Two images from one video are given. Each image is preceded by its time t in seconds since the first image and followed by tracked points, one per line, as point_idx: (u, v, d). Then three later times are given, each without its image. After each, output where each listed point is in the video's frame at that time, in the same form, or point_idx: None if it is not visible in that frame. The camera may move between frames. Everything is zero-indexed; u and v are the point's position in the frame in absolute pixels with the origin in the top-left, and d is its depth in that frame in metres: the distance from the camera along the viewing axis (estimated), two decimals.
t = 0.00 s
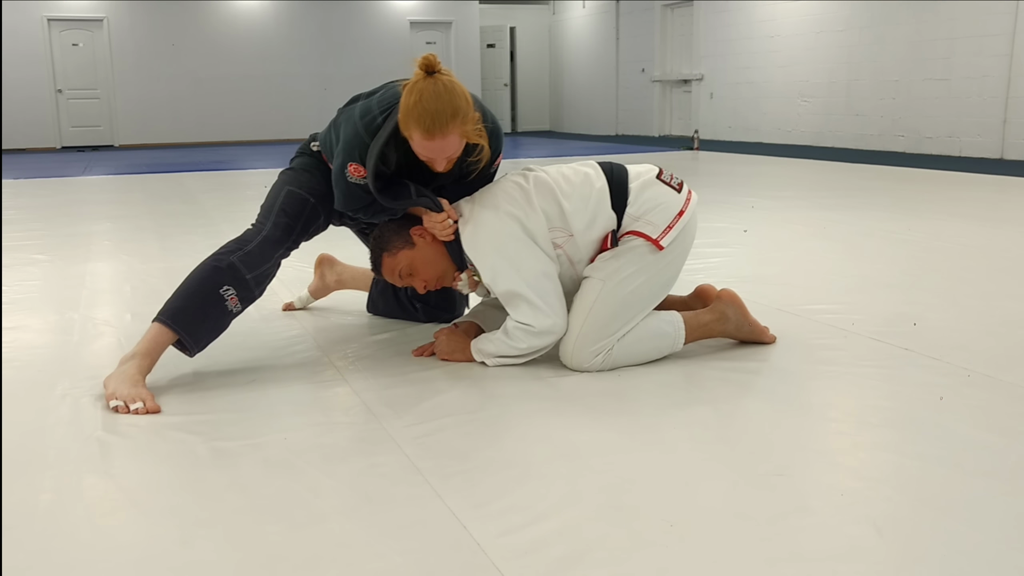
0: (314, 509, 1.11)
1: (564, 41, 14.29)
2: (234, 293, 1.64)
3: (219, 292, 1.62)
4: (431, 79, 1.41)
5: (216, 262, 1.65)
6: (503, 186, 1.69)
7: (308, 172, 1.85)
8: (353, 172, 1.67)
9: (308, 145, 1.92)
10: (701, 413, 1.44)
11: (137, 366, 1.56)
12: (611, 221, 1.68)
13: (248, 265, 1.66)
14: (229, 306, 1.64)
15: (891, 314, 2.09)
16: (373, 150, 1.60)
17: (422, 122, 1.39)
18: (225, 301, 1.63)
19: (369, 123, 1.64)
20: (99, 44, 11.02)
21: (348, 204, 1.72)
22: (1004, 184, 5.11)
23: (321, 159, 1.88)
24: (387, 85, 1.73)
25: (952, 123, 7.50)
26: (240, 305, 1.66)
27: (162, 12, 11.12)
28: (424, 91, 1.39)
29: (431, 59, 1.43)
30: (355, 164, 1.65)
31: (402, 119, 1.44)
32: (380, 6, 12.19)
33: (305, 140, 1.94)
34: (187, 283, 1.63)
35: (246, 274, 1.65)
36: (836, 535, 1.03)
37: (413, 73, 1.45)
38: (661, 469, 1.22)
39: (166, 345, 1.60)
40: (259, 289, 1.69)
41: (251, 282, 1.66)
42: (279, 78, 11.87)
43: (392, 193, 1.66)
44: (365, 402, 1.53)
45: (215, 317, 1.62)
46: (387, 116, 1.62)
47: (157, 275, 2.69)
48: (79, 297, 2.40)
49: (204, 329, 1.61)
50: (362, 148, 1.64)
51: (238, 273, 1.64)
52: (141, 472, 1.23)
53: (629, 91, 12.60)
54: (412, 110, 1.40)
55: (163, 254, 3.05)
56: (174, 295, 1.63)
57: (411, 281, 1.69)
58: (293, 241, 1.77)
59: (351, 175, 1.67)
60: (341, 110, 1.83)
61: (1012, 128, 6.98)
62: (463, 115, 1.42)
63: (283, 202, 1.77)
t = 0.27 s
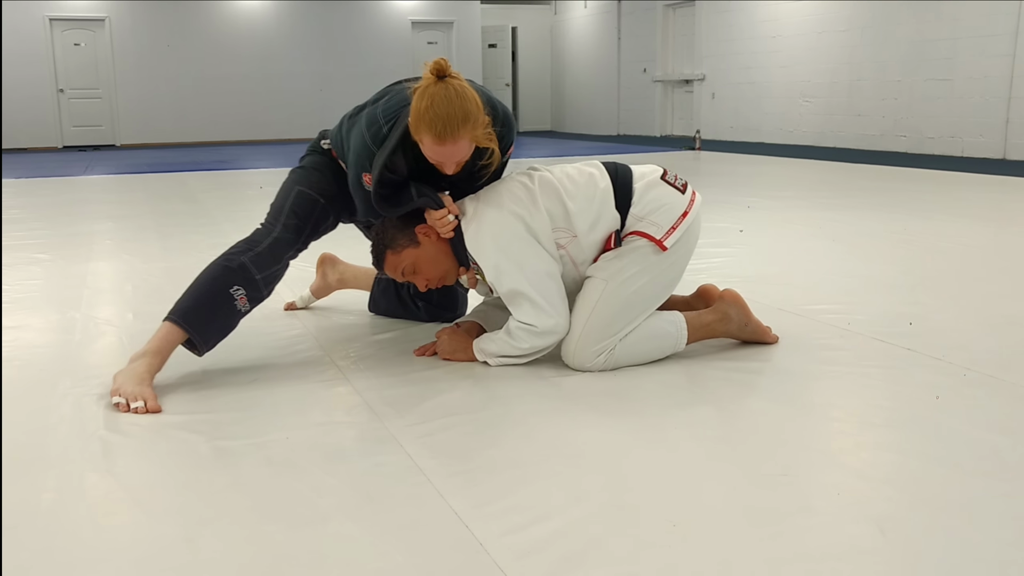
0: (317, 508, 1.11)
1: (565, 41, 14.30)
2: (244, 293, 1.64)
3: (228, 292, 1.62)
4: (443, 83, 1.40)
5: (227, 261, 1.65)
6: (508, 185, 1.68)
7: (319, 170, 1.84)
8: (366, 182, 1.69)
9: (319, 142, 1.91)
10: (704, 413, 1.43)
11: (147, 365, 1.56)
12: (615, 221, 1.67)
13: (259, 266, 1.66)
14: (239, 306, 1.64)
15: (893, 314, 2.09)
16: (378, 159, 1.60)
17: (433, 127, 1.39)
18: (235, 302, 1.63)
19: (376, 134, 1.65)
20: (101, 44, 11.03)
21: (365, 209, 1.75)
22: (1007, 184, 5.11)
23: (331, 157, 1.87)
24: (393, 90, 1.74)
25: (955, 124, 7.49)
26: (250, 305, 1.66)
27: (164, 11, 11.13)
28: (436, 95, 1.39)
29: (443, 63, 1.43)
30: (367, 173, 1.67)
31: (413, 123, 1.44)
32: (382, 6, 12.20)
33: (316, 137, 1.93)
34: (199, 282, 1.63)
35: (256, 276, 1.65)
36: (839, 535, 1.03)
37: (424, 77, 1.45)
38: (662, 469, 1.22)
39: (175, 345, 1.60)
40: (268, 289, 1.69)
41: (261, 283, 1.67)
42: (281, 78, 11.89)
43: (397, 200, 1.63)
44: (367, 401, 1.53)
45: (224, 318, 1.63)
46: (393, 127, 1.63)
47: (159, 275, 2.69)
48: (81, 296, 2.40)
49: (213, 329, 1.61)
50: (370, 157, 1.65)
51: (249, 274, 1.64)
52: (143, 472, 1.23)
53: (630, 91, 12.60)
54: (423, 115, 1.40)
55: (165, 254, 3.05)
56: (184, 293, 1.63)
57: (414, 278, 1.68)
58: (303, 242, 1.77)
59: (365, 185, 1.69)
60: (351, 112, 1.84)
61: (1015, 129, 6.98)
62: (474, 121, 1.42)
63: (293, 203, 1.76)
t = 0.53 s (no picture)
0: (319, 508, 1.11)
1: (566, 41, 14.29)
2: (253, 293, 1.64)
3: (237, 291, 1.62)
4: (442, 95, 1.40)
5: (235, 262, 1.65)
6: (517, 181, 1.68)
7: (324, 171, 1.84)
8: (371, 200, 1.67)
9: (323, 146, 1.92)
10: (706, 413, 1.43)
11: (154, 364, 1.56)
12: (622, 222, 1.68)
13: (267, 265, 1.66)
14: (248, 306, 1.65)
15: (894, 314, 2.09)
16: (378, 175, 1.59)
17: (436, 141, 1.39)
18: (245, 301, 1.63)
19: (375, 151, 1.63)
20: (103, 44, 11.04)
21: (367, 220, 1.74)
22: (1009, 184, 5.11)
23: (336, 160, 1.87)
24: (393, 103, 1.72)
25: (957, 123, 7.48)
26: (259, 305, 1.66)
27: (166, 11, 11.14)
28: (436, 110, 1.38)
29: (442, 74, 1.41)
30: (371, 192, 1.66)
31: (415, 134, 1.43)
32: (384, 6, 12.20)
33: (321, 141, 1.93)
34: (208, 282, 1.63)
35: (265, 275, 1.66)
36: (841, 535, 1.03)
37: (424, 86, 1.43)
38: (664, 469, 1.22)
39: (184, 345, 1.60)
40: (278, 287, 1.69)
41: (270, 282, 1.67)
42: (282, 78, 11.89)
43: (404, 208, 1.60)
44: (370, 401, 1.53)
45: (234, 317, 1.63)
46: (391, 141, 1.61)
47: (161, 275, 2.69)
48: (82, 297, 2.40)
49: (223, 328, 1.61)
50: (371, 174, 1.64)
51: (258, 274, 1.65)
52: (145, 472, 1.23)
53: (632, 91, 12.59)
54: (425, 129, 1.40)
55: (166, 254, 3.06)
56: (193, 292, 1.63)
57: (425, 275, 1.67)
58: (311, 242, 1.77)
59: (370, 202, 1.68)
60: (350, 125, 1.82)
61: (1016, 129, 6.97)
62: (477, 132, 1.42)
63: (300, 203, 1.76)
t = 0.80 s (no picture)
0: (323, 508, 1.11)
1: (569, 41, 14.29)
2: (249, 290, 1.64)
3: (233, 286, 1.62)
4: (452, 116, 1.39)
5: (231, 259, 1.65)
6: (519, 183, 1.67)
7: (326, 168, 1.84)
8: (370, 203, 1.66)
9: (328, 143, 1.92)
10: (711, 415, 1.42)
11: (151, 364, 1.56)
12: (625, 223, 1.68)
13: (263, 262, 1.67)
14: (243, 303, 1.65)
15: (899, 314, 2.09)
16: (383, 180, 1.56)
17: (444, 165, 1.40)
18: (240, 298, 1.64)
19: (380, 156, 1.61)
20: (106, 44, 11.07)
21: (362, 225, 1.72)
22: (1013, 185, 5.10)
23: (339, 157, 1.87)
24: (402, 110, 1.70)
25: (960, 124, 7.47)
26: (255, 301, 1.66)
27: (169, 10, 11.16)
28: (444, 133, 1.38)
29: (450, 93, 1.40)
30: (371, 195, 1.65)
31: (422, 152, 1.43)
32: (387, 5, 12.21)
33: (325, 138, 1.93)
34: (203, 279, 1.63)
35: (260, 272, 1.66)
36: (846, 536, 1.03)
37: (433, 104, 1.42)
38: (668, 469, 1.22)
39: (180, 342, 1.60)
40: (273, 283, 1.69)
41: (265, 279, 1.67)
42: (286, 77, 11.91)
43: (409, 212, 1.61)
44: (373, 401, 1.53)
45: (229, 312, 1.63)
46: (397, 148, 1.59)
47: (165, 274, 2.70)
48: (86, 296, 2.40)
49: (217, 323, 1.62)
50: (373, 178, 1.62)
51: (253, 271, 1.65)
52: (149, 472, 1.23)
53: (635, 91, 12.58)
54: (433, 152, 1.39)
55: (170, 253, 3.06)
56: (190, 289, 1.64)
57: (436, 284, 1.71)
58: (306, 239, 1.77)
59: (369, 206, 1.67)
60: (358, 126, 1.81)
61: (1021, 129, 6.96)
62: (484, 154, 1.42)
63: (299, 199, 1.76)
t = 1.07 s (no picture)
0: (326, 508, 1.12)
1: (571, 41, 14.28)
2: (254, 291, 1.64)
3: (238, 288, 1.62)
4: (464, 141, 1.38)
5: (236, 260, 1.65)
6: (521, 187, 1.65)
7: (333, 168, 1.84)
8: (374, 202, 1.66)
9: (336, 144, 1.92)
10: (714, 414, 1.42)
11: (155, 364, 1.56)
12: (630, 224, 1.67)
13: (268, 263, 1.67)
14: (248, 304, 1.65)
15: (902, 313, 2.09)
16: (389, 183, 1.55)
17: (451, 188, 1.40)
18: (245, 299, 1.64)
19: (386, 158, 1.59)
20: (108, 44, 11.08)
21: (365, 225, 1.72)
22: (1017, 184, 5.08)
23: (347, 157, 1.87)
24: (412, 113, 1.70)
25: (963, 123, 7.46)
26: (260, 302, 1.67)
27: (172, 10, 11.17)
28: (455, 159, 1.37)
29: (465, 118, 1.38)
30: (376, 195, 1.64)
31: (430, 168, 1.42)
32: (389, 5, 12.21)
33: (333, 139, 1.94)
34: (208, 279, 1.63)
35: (266, 273, 1.66)
36: (849, 535, 1.03)
37: (445, 123, 1.40)
38: (672, 469, 1.22)
39: (183, 343, 1.60)
40: (278, 283, 1.69)
41: (270, 279, 1.67)
42: (288, 78, 11.91)
43: (417, 216, 1.60)
44: (377, 401, 1.53)
45: (233, 313, 1.63)
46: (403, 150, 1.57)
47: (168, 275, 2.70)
48: (88, 297, 2.40)
49: (221, 324, 1.62)
50: (379, 178, 1.61)
51: (259, 272, 1.65)
52: (153, 472, 1.23)
53: (637, 90, 12.57)
54: (442, 175, 1.39)
55: (173, 254, 3.06)
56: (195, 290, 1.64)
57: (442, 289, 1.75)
58: (312, 239, 1.77)
59: (373, 205, 1.66)
60: (366, 127, 1.81)
61: None
62: (492, 181, 1.43)
63: (305, 199, 1.77)
